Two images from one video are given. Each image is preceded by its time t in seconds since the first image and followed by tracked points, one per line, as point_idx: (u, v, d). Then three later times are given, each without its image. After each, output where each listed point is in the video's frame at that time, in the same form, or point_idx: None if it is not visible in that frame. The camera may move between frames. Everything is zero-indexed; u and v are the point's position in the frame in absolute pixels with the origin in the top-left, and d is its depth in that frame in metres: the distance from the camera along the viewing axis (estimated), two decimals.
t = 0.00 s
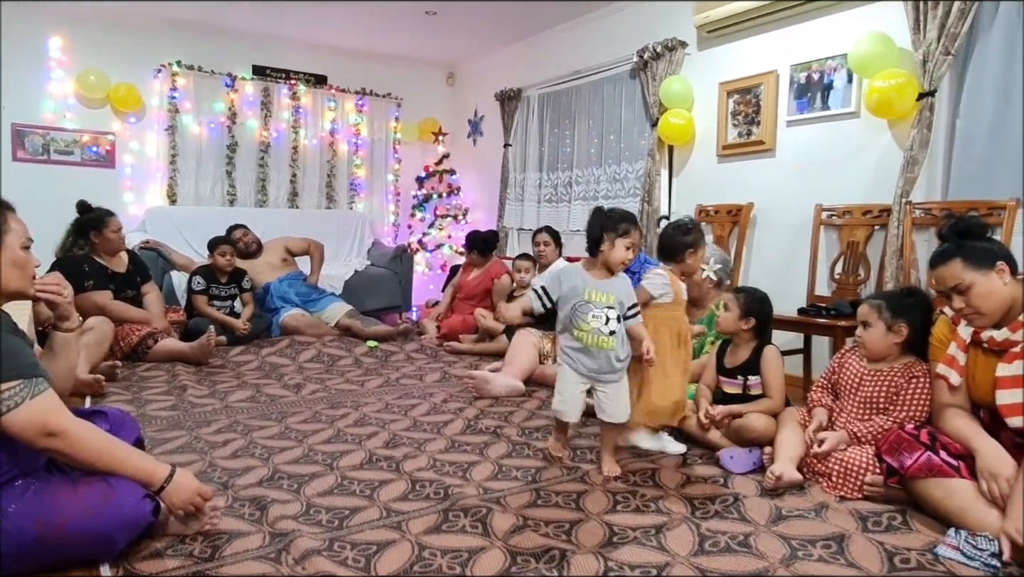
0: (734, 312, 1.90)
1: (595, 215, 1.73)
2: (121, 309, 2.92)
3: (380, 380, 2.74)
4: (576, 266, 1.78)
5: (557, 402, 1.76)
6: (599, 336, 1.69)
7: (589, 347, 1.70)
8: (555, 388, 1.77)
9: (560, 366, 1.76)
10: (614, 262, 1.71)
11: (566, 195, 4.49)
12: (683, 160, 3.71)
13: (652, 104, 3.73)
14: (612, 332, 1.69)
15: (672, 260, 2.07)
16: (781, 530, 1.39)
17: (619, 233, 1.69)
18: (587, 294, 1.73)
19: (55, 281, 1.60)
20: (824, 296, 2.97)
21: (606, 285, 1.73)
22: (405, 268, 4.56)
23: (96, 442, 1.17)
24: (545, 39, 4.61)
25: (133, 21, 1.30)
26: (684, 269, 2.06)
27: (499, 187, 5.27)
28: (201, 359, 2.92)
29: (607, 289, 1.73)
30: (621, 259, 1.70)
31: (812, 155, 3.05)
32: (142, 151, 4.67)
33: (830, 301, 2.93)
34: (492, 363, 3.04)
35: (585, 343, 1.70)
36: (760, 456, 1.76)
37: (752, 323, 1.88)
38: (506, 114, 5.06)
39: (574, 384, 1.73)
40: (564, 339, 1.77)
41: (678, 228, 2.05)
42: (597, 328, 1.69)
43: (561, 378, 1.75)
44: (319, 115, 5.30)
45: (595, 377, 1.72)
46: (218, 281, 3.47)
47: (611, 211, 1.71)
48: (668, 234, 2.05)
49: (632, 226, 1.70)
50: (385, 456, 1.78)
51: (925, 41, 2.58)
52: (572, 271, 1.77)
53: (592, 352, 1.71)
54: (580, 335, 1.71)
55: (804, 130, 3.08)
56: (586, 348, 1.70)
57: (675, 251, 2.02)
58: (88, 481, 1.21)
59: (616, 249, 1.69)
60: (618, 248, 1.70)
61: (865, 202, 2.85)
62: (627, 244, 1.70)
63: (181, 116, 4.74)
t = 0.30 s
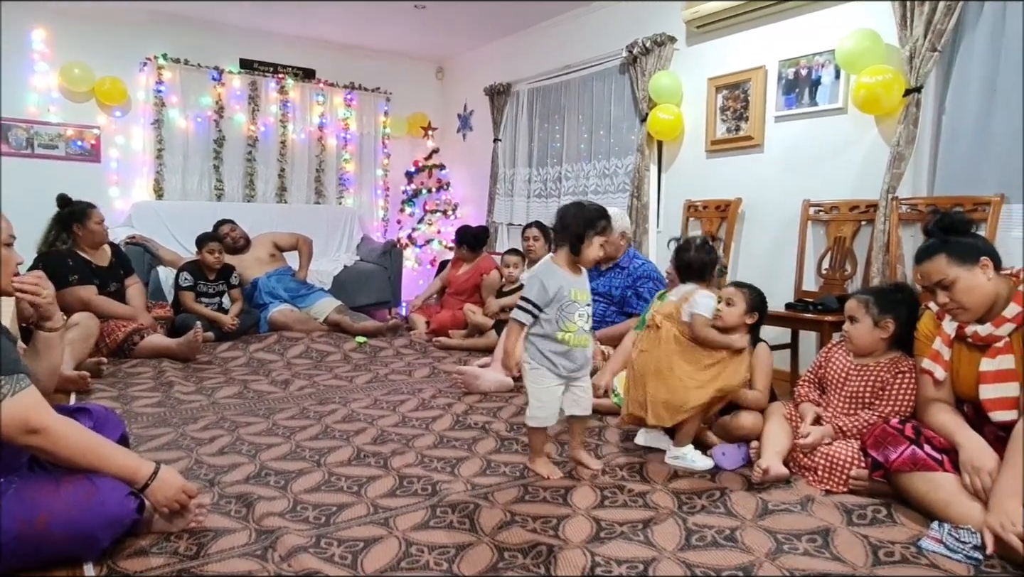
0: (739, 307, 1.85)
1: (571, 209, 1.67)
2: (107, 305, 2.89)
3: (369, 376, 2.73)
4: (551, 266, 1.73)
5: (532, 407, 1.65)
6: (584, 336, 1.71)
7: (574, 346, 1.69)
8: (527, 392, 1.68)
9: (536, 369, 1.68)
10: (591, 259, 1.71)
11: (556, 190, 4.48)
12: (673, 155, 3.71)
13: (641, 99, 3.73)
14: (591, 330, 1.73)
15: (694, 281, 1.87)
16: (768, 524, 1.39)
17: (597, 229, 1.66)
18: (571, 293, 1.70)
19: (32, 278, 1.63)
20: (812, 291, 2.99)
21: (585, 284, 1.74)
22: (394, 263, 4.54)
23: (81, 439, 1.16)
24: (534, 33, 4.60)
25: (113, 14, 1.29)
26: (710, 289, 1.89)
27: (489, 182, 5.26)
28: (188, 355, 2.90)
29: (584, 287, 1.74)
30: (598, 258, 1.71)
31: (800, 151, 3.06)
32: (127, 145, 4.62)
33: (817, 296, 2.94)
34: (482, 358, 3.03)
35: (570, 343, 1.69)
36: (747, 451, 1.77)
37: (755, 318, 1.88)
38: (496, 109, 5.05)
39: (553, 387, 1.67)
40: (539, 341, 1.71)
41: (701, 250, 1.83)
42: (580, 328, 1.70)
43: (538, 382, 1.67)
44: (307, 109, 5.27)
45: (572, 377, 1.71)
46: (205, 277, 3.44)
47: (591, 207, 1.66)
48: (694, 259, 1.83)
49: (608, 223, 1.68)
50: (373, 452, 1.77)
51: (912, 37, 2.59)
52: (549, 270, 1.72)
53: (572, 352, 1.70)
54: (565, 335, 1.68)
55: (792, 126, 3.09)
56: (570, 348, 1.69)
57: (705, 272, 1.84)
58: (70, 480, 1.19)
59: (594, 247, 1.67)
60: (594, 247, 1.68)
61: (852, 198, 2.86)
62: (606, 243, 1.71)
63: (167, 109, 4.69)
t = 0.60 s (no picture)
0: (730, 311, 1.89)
1: (550, 206, 1.68)
2: (98, 301, 2.88)
3: (362, 374, 2.72)
4: (536, 266, 1.73)
5: (521, 406, 1.65)
6: (572, 332, 1.72)
7: (562, 343, 1.71)
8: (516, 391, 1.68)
9: (526, 369, 1.68)
10: (576, 256, 1.72)
11: (549, 188, 4.48)
12: (666, 153, 3.72)
13: (634, 97, 3.73)
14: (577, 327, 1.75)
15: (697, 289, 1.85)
16: (759, 521, 1.40)
17: (578, 224, 1.67)
18: (559, 291, 1.71)
19: (31, 276, 1.67)
20: (803, 289, 3.01)
21: (570, 281, 1.75)
22: (387, 261, 4.54)
23: (69, 438, 1.15)
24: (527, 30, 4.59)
25: (103, 10, 1.28)
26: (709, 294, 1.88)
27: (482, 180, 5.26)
28: (180, 353, 2.88)
29: (570, 284, 1.74)
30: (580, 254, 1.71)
31: (792, 149, 3.07)
32: (118, 142, 4.59)
33: (809, 294, 2.96)
34: (475, 356, 3.03)
35: (559, 340, 1.70)
36: (740, 448, 1.77)
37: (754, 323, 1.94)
38: (489, 106, 5.04)
39: (542, 385, 1.68)
40: (527, 340, 1.71)
41: (706, 260, 1.81)
42: (568, 325, 1.71)
43: (527, 381, 1.66)
44: (299, 106, 5.25)
45: (560, 373, 1.72)
46: (197, 275, 3.42)
47: (571, 203, 1.67)
48: (700, 269, 1.81)
49: (589, 218, 1.69)
50: (366, 450, 1.77)
51: (903, 36, 2.60)
52: (535, 270, 1.72)
53: (561, 350, 1.71)
54: (554, 332, 1.69)
55: (784, 124, 3.10)
56: (559, 345, 1.70)
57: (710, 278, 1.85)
58: (60, 478, 1.19)
59: (574, 242, 1.68)
60: (577, 241, 1.68)
61: (843, 196, 2.88)
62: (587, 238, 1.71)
63: (158, 106, 4.66)
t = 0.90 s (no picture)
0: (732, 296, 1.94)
1: (559, 206, 1.64)
2: (88, 301, 2.85)
3: (353, 374, 2.72)
4: (552, 266, 1.65)
5: (531, 409, 1.61)
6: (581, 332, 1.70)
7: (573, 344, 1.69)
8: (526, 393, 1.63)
9: (541, 371, 1.63)
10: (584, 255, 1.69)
11: (540, 187, 4.48)
12: (656, 153, 3.73)
13: (625, 96, 3.74)
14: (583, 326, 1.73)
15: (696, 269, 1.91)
16: (750, 518, 1.41)
17: (588, 223, 1.64)
18: (577, 293, 1.67)
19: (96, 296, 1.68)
20: (793, 287, 3.02)
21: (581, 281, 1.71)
22: (378, 260, 4.52)
23: (56, 441, 1.14)
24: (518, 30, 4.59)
25: (91, 9, 1.27)
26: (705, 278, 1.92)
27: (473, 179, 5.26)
28: (170, 354, 2.86)
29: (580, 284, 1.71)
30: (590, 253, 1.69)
31: (782, 148, 3.09)
32: (107, 141, 4.55)
33: (799, 293, 2.98)
34: (466, 356, 3.03)
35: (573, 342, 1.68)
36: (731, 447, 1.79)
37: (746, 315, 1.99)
38: (481, 105, 5.04)
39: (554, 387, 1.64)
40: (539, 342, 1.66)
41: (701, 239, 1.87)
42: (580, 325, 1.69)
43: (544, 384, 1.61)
44: (290, 105, 5.23)
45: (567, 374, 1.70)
46: (185, 274, 3.41)
47: (578, 203, 1.64)
48: (696, 249, 1.86)
49: (596, 217, 1.67)
50: (358, 450, 1.77)
51: (891, 36, 2.62)
52: (554, 270, 1.64)
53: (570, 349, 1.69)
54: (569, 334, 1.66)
55: (774, 123, 3.12)
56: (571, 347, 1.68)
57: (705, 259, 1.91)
58: (48, 480, 1.17)
59: (587, 241, 1.65)
60: (587, 240, 1.66)
61: (832, 194, 2.89)
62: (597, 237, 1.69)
63: (147, 105, 4.63)
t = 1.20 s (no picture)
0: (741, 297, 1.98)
1: (576, 204, 1.62)
2: (81, 300, 2.84)
3: (348, 373, 2.71)
4: (577, 265, 1.63)
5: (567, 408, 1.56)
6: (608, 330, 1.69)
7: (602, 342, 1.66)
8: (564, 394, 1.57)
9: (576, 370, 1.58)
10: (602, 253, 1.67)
11: (535, 186, 4.48)
12: (651, 152, 3.73)
13: (620, 95, 3.74)
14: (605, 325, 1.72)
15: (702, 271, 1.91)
16: (744, 517, 1.41)
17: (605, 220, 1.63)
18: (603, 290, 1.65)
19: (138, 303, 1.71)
20: (787, 286, 3.03)
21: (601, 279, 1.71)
22: (373, 260, 4.51)
23: (46, 443, 1.14)
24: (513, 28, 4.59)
25: (84, 7, 1.27)
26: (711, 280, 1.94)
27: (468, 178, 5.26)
28: (163, 353, 2.84)
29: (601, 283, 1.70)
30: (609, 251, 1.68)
31: (776, 147, 3.10)
32: (100, 140, 4.52)
33: (793, 291, 2.99)
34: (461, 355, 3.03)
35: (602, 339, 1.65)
36: (726, 446, 1.79)
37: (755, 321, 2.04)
38: (476, 104, 5.03)
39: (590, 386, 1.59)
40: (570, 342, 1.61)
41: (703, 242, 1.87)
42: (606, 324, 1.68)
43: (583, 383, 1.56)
44: (284, 104, 5.21)
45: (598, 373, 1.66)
46: (180, 273, 3.39)
47: (595, 199, 1.63)
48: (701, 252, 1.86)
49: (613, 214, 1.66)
50: (352, 450, 1.76)
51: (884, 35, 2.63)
52: (579, 269, 1.62)
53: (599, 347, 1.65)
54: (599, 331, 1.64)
55: (768, 123, 3.13)
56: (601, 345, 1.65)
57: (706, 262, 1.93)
58: (39, 480, 1.16)
59: (605, 238, 1.63)
60: (606, 237, 1.64)
61: (827, 193, 2.90)
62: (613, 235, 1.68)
63: (140, 103, 4.61)
